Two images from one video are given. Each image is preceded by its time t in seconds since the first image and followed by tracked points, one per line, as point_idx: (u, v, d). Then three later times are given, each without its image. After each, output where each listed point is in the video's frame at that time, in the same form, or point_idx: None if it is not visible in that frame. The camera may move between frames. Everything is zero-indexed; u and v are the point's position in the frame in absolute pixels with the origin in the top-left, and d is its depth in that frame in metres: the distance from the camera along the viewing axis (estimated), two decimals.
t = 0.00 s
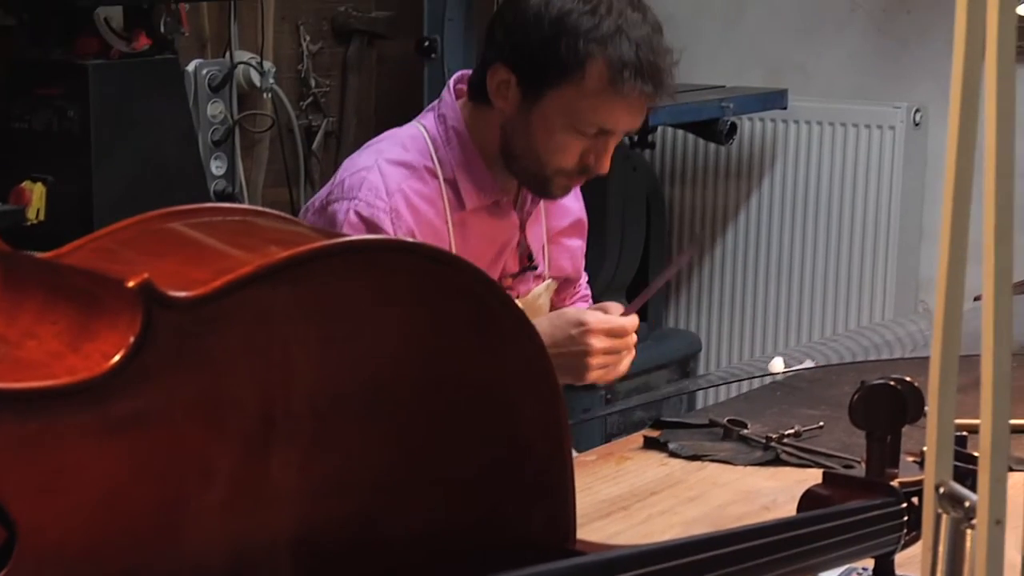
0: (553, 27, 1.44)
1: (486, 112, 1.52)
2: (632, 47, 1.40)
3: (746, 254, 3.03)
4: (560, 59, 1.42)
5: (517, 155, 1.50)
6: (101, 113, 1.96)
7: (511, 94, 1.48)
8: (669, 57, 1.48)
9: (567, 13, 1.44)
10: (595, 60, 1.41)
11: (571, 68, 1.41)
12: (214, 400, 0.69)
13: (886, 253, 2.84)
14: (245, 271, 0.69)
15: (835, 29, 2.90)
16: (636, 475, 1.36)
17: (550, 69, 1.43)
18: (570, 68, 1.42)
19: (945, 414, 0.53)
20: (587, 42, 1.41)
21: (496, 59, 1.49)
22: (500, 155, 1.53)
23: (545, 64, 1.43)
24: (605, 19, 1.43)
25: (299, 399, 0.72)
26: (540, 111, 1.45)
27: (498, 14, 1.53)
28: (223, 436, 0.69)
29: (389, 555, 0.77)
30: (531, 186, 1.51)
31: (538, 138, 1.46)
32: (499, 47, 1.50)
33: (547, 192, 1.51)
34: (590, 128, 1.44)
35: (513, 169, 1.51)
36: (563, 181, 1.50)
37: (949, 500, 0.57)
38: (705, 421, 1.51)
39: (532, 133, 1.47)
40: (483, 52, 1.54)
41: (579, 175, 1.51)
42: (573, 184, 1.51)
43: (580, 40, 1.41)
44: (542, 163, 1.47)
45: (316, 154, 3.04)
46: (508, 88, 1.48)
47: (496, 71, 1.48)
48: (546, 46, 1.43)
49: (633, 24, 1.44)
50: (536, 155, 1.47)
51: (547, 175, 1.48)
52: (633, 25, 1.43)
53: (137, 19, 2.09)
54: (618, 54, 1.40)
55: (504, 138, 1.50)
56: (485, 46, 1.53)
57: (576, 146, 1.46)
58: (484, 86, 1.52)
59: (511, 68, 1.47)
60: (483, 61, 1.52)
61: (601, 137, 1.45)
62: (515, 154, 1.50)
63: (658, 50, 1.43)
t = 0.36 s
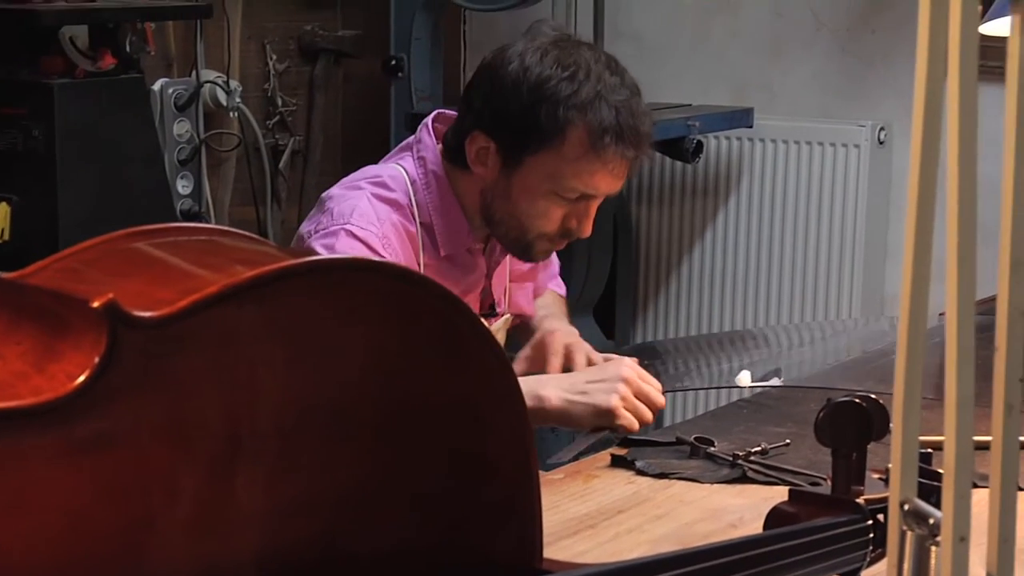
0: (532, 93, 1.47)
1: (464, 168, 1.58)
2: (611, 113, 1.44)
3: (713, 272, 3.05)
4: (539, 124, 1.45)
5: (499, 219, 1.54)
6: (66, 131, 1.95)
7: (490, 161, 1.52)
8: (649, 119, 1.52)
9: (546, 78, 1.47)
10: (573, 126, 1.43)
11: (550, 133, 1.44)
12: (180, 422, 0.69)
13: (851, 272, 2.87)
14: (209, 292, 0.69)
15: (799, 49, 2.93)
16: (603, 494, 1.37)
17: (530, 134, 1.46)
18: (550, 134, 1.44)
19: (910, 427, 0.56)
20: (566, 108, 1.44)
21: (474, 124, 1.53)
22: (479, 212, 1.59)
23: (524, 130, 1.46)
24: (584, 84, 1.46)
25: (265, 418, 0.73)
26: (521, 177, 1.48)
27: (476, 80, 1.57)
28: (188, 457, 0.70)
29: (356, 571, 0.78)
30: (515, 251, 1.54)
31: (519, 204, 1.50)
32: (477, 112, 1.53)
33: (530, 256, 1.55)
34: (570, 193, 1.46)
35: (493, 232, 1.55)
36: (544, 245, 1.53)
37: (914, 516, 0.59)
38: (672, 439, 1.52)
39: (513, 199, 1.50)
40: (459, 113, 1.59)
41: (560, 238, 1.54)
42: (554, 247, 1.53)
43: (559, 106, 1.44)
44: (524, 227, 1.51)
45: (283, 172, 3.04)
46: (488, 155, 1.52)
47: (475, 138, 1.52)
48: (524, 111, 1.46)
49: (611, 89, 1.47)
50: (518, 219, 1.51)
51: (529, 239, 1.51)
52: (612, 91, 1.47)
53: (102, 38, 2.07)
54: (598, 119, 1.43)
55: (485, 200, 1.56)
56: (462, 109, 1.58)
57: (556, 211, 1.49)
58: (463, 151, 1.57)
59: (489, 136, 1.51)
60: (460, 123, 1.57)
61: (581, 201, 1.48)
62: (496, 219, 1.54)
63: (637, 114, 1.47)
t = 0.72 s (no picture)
0: (523, 109, 1.47)
1: (455, 185, 1.59)
2: (602, 129, 1.45)
3: (688, 278, 3.06)
4: (532, 142, 1.45)
5: (491, 236, 1.54)
6: (39, 138, 1.94)
7: (482, 178, 1.53)
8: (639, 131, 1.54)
9: (537, 94, 1.47)
10: (566, 142, 1.44)
11: (543, 150, 1.45)
12: (153, 431, 0.70)
13: (825, 279, 2.88)
14: (182, 300, 0.68)
15: (771, 56, 2.95)
16: (578, 500, 1.37)
17: (522, 151, 1.46)
18: (542, 151, 1.45)
19: (882, 433, 0.55)
20: (558, 124, 1.44)
21: (464, 141, 1.53)
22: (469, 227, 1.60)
23: (517, 147, 1.47)
24: (576, 100, 1.46)
25: (239, 424, 0.73)
26: (513, 194, 1.49)
27: (464, 96, 1.56)
28: (161, 465, 0.70)
29: None
30: (506, 267, 1.56)
31: (512, 221, 1.51)
32: (467, 129, 1.53)
33: (521, 271, 1.56)
34: (563, 210, 1.48)
35: (485, 248, 1.56)
36: (536, 260, 1.54)
37: (887, 521, 0.57)
38: (647, 445, 1.53)
39: (506, 216, 1.51)
40: (448, 128, 1.59)
41: (552, 253, 1.55)
42: (546, 262, 1.55)
43: (551, 123, 1.44)
44: (516, 243, 1.51)
45: (257, 179, 3.04)
46: (479, 171, 1.53)
47: (467, 154, 1.53)
48: (516, 129, 1.47)
49: (602, 104, 1.47)
50: (510, 236, 1.51)
51: (521, 255, 1.52)
52: (603, 106, 1.47)
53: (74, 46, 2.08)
54: (590, 136, 1.44)
55: (476, 216, 1.57)
56: (450, 125, 1.58)
57: (549, 227, 1.50)
58: (453, 166, 1.57)
59: (480, 153, 1.52)
60: (449, 139, 1.57)
61: (573, 217, 1.49)
62: (487, 235, 1.55)
63: (628, 129, 1.48)
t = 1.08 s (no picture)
0: (510, 121, 1.46)
1: (438, 193, 1.59)
2: (589, 143, 1.44)
3: (665, 281, 3.08)
4: (517, 154, 1.45)
5: (473, 244, 1.55)
6: (15, 141, 1.93)
7: (465, 186, 1.53)
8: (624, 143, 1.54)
9: (524, 105, 1.46)
10: (551, 155, 1.44)
11: (528, 163, 1.44)
12: (130, 437, 0.71)
13: (802, 285, 2.90)
14: (158, 304, 0.66)
15: (749, 59, 2.96)
16: (556, 503, 1.37)
17: (507, 163, 1.46)
18: (528, 163, 1.44)
19: (858, 435, 0.55)
20: (544, 137, 1.44)
21: (449, 149, 1.53)
22: (451, 235, 1.61)
23: (502, 158, 1.46)
24: (562, 113, 1.45)
25: (217, 429, 0.75)
26: (497, 204, 1.49)
27: (451, 103, 1.55)
28: (138, 472, 0.72)
29: None
30: (486, 273, 1.57)
31: (495, 231, 1.51)
32: (453, 137, 1.52)
33: (502, 280, 1.57)
34: (546, 221, 1.48)
35: (466, 256, 1.57)
36: (517, 270, 1.56)
37: (863, 524, 0.58)
38: (625, 448, 1.53)
39: (489, 226, 1.52)
40: (432, 135, 1.58)
41: (534, 263, 1.56)
42: (526, 272, 1.56)
43: (537, 135, 1.44)
44: (499, 253, 1.53)
45: (234, 183, 3.04)
46: (462, 180, 1.53)
47: (451, 162, 1.53)
48: (503, 140, 1.46)
49: (589, 117, 1.47)
50: (492, 245, 1.53)
51: (502, 265, 1.54)
52: (590, 118, 1.47)
53: (50, 49, 2.07)
54: (576, 150, 1.43)
55: (458, 224, 1.58)
56: (436, 131, 1.57)
57: (531, 238, 1.51)
58: (436, 174, 1.57)
59: (464, 162, 1.52)
60: (434, 146, 1.56)
61: (556, 229, 1.50)
62: (470, 243, 1.56)
63: (613, 143, 1.48)
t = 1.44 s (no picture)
0: (493, 124, 1.46)
1: (419, 194, 1.59)
2: (572, 147, 1.45)
3: (652, 282, 3.08)
4: (500, 158, 1.45)
5: (455, 246, 1.55)
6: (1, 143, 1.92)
7: (448, 188, 1.54)
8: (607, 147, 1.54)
9: (508, 109, 1.47)
10: (534, 159, 1.44)
11: (511, 167, 1.45)
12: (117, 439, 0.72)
13: (788, 286, 2.92)
14: (145, 305, 0.66)
15: (734, 61, 2.97)
16: (543, 505, 1.38)
17: (490, 166, 1.46)
18: (510, 167, 1.45)
19: (845, 438, 0.55)
20: (528, 141, 1.44)
21: (432, 151, 1.53)
22: (433, 236, 1.61)
23: (485, 162, 1.47)
24: (546, 117, 1.45)
25: (202, 432, 0.76)
26: (479, 207, 1.50)
27: (434, 105, 1.55)
28: (124, 473, 0.73)
29: None
30: (469, 276, 1.57)
31: (477, 233, 1.52)
32: (436, 140, 1.52)
33: (483, 282, 1.58)
34: (529, 224, 1.49)
35: (447, 257, 1.57)
36: (498, 272, 1.56)
37: (850, 525, 0.58)
38: (612, 449, 1.54)
39: (471, 228, 1.52)
40: (415, 138, 1.58)
41: (515, 265, 1.56)
42: (508, 274, 1.56)
43: (521, 139, 1.44)
44: (480, 256, 1.53)
45: (220, 185, 3.04)
46: (445, 182, 1.54)
47: (433, 165, 1.53)
48: (486, 144, 1.46)
49: (572, 121, 1.47)
50: (474, 248, 1.53)
51: (484, 267, 1.54)
52: (573, 122, 1.47)
53: (35, 49, 2.07)
54: (559, 155, 1.44)
55: (440, 225, 1.58)
56: (418, 133, 1.57)
57: (512, 241, 1.52)
58: (419, 175, 1.57)
59: (446, 164, 1.52)
60: (417, 147, 1.56)
61: (538, 233, 1.50)
62: (451, 245, 1.56)
63: (595, 147, 1.48)
